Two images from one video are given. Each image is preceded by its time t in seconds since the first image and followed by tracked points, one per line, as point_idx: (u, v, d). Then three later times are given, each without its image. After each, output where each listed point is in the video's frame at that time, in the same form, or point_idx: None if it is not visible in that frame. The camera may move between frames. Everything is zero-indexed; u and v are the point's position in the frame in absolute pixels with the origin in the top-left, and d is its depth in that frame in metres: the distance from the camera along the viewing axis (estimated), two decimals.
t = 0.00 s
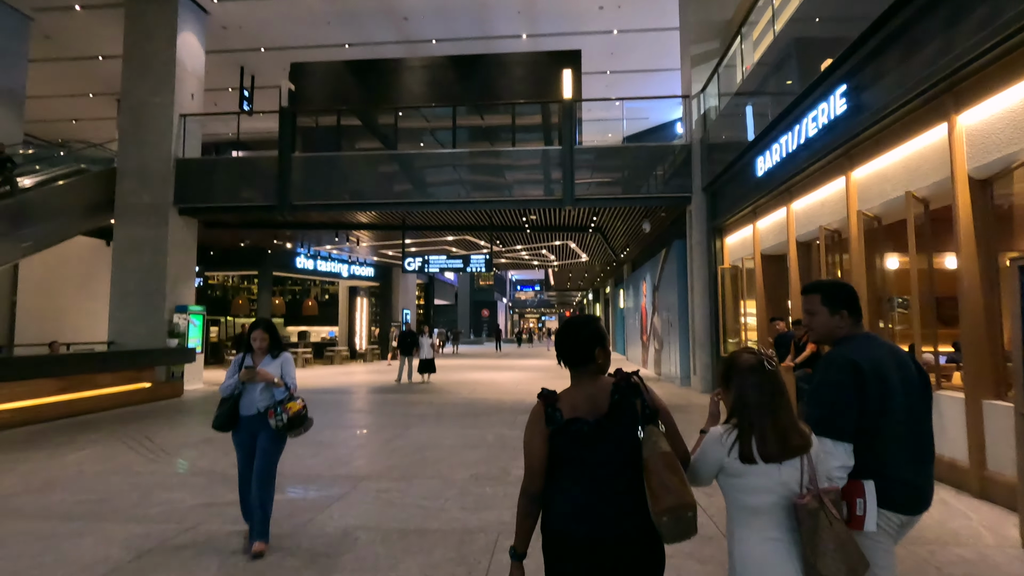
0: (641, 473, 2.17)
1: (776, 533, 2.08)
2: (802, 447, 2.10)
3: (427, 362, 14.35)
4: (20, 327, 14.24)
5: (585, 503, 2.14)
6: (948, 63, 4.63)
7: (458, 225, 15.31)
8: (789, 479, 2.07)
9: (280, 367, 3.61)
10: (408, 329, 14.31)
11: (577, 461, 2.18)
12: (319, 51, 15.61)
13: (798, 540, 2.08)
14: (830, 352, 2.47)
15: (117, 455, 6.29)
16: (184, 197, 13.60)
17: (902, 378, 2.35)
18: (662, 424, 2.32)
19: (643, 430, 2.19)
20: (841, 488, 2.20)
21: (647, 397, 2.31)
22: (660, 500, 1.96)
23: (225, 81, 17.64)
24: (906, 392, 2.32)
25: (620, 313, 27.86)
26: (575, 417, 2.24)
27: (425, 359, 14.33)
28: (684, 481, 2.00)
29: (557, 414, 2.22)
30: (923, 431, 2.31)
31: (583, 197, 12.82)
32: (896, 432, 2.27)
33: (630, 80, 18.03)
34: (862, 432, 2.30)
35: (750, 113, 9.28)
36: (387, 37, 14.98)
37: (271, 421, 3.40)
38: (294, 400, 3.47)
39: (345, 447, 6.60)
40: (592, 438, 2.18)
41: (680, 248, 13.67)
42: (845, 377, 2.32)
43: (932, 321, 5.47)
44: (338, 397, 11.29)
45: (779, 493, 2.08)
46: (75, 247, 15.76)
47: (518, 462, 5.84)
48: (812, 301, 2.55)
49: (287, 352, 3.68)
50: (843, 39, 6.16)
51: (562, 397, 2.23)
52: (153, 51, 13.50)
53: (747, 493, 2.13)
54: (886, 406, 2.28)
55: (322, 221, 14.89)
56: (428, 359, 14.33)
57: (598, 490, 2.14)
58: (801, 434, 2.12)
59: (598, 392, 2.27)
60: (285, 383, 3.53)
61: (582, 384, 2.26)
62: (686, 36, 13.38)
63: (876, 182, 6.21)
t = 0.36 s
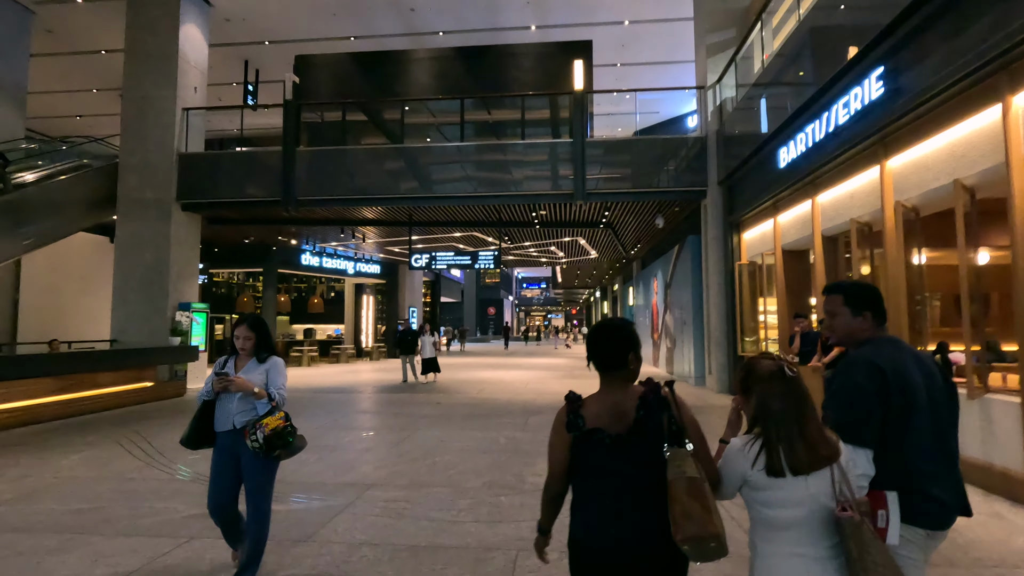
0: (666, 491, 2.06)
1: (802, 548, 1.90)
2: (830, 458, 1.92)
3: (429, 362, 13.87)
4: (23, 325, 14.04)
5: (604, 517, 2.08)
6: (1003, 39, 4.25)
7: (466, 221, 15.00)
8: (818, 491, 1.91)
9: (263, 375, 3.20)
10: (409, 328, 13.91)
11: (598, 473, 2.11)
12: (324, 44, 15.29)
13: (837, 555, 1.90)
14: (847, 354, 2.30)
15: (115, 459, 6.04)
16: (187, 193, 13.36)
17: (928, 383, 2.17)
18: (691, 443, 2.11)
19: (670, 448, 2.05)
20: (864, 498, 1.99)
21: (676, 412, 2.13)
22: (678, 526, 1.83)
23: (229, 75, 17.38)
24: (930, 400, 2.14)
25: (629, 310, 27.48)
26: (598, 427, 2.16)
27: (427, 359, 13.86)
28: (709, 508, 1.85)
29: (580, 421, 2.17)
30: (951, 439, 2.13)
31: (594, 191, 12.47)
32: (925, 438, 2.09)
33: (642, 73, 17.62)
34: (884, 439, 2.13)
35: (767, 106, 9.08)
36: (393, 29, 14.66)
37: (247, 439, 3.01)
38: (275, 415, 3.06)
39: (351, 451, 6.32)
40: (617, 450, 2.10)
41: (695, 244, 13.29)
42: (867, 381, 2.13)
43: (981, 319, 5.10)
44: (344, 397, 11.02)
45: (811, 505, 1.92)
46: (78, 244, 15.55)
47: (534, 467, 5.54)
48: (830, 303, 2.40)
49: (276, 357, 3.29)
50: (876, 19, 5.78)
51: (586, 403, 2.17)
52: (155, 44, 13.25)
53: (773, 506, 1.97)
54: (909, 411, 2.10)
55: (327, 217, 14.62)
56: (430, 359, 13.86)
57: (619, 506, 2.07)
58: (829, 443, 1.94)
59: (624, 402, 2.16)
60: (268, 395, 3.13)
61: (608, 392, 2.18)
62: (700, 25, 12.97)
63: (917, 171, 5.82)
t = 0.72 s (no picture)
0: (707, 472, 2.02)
1: (829, 535, 1.81)
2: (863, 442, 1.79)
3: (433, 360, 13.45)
4: (28, 322, 13.88)
5: (644, 496, 2.01)
6: None
7: (476, 215, 14.70)
8: (849, 476, 1.80)
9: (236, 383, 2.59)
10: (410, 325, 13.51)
11: (639, 452, 2.03)
12: (330, 36, 15.00)
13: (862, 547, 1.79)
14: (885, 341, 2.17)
15: (116, 459, 5.80)
16: (192, 187, 13.13)
17: (971, 383, 2.08)
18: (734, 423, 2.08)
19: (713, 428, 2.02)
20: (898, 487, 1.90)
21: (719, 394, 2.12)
22: (732, 501, 1.78)
23: (234, 69, 17.15)
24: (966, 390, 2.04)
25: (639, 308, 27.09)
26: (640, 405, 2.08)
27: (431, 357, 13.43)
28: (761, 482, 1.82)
29: (622, 397, 2.09)
30: (988, 439, 2.05)
31: (608, 184, 12.12)
32: (967, 436, 2.01)
33: (654, 65, 17.22)
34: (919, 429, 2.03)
35: (784, 100, 8.97)
36: (400, 20, 14.35)
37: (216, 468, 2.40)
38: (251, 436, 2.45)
39: (361, 452, 6.04)
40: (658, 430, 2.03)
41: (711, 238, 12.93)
42: (908, 369, 2.00)
43: None
44: (351, 395, 10.74)
45: (840, 491, 1.81)
46: (84, 240, 15.38)
47: (554, 470, 5.24)
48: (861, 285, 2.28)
49: (256, 359, 2.71)
50: None
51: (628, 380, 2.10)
52: (160, 37, 13.02)
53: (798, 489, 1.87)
54: (952, 408, 2.00)
55: (335, 212, 14.37)
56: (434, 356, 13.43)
57: (659, 485, 2.00)
58: (861, 425, 1.82)
59: (667, 380, 2.11)
60: (243, 409, 2.51)
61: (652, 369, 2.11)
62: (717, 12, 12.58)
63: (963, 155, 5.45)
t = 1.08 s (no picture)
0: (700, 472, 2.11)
1: (869, 556, 1.75)
2: (905, 460, 1.73)
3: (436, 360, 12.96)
4: (31, 320, 13.69)
5: (641, 501, 2.14)
6: None
7: (484, 211, 14.41)
8: (889, 495, 1.74)
9: (175, 396, 2.05)
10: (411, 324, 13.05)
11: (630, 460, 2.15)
12: (335, 29, 14.71)
13: (905, 566, 1.73)
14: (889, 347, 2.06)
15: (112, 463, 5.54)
16: (196, 183, 12.91)
17: (982, 378, 1.92)
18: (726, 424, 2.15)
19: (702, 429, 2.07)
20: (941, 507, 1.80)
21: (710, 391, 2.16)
22: (713, 507, 1.91)
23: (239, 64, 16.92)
24: (987, 398, 1.90)
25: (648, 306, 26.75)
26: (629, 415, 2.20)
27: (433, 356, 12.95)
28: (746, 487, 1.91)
29: (609, 410, 2.22)
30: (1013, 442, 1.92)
31: (620, 178, 11.79)
32: (976, 437, 1.88)
33: (666, 57, 16.82)
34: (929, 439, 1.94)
35: (800, 92, 8.75)
36: (407, 12, 14.07)
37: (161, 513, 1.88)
38: (209, 471, 1.98)
39: (367, 457, 5.76)
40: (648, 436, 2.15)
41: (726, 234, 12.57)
42: (908, 382, 1.93)
43: None
44: (357, 396, 10.47)
45: (881, 509, 1.75)
46: (87, 237, 15.20)
47: (572, 477, 4.93)
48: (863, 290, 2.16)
49: (204, 362, 2.17)
50: None
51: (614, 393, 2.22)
52: (163, 30, 12.79)
53: (836, 507, 1.81)
54: (958, 416, 1.88)
55: (341, 208, 14.11)
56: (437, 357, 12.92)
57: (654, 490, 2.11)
58: (904, 444, 1.74)
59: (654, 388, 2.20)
60: (195, 431, 2.00)
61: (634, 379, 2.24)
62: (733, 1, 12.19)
63: (1004, 143, 5.11)
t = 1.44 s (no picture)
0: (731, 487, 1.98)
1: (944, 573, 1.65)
2: (973, 469, 1.65)
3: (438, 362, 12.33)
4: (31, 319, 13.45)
5: (666, 515, 2.00)
6: None
7: (491, 207, 14.05)
8: (961, 507, 1.65)
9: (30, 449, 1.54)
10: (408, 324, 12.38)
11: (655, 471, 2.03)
12: (339, 21, 14.38)
13: None
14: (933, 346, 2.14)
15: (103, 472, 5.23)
16: (198, 179, 12.62)
17: None
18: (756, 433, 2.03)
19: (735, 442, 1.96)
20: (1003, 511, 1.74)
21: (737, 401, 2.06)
22: (764, 527, 1.73)
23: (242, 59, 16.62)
24: None
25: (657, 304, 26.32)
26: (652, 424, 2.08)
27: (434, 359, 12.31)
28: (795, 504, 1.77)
29: (629, 417, 2.11)
30: None
31: (633, 172, 11.40)
32: None
33: (677, 49, 16.39)
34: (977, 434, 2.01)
35: (816, 84, 8.62)
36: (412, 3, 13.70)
37: None
38: (64, 571, 1.50)
39: (371, 465, 5.43)
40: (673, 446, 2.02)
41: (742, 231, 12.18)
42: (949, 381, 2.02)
43: None
44: (362, 397, 10.15)
45: (955, 524, 1.65)
46: (89, 235, 14.96)
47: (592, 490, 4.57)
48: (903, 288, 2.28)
49: (80, 393, 1.65)
50: None
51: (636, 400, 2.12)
52: (164, 22, 12.50)
53: (902, 524, 1.69)
54: (1002, 411, 1.95)
55: (346, 204, 13.80)
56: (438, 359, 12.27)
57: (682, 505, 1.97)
58: (969, 449, 1.66)
59: (679, 396, 2.10)
60: (58, 499, 1.50)
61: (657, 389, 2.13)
62: None
63: None
